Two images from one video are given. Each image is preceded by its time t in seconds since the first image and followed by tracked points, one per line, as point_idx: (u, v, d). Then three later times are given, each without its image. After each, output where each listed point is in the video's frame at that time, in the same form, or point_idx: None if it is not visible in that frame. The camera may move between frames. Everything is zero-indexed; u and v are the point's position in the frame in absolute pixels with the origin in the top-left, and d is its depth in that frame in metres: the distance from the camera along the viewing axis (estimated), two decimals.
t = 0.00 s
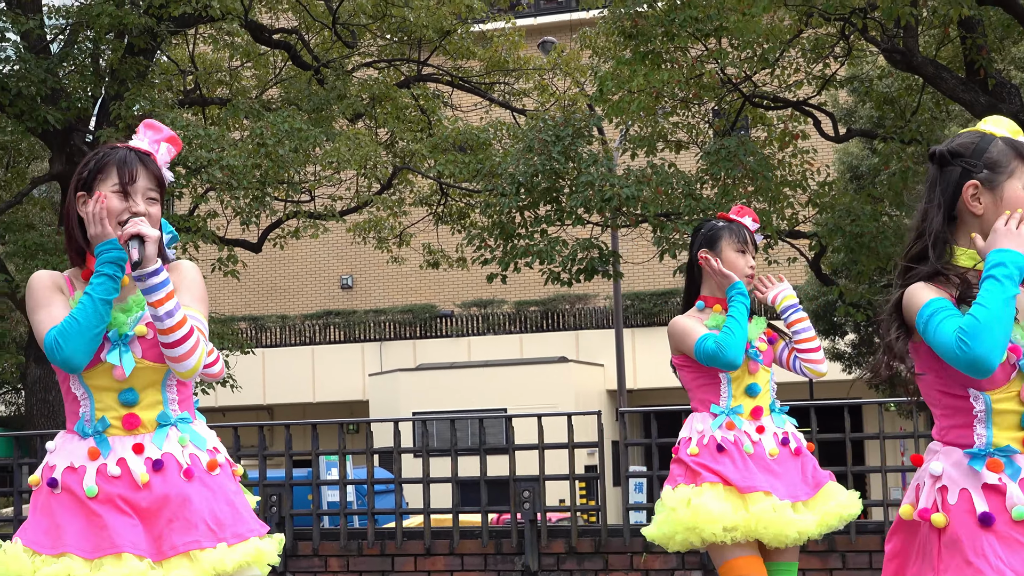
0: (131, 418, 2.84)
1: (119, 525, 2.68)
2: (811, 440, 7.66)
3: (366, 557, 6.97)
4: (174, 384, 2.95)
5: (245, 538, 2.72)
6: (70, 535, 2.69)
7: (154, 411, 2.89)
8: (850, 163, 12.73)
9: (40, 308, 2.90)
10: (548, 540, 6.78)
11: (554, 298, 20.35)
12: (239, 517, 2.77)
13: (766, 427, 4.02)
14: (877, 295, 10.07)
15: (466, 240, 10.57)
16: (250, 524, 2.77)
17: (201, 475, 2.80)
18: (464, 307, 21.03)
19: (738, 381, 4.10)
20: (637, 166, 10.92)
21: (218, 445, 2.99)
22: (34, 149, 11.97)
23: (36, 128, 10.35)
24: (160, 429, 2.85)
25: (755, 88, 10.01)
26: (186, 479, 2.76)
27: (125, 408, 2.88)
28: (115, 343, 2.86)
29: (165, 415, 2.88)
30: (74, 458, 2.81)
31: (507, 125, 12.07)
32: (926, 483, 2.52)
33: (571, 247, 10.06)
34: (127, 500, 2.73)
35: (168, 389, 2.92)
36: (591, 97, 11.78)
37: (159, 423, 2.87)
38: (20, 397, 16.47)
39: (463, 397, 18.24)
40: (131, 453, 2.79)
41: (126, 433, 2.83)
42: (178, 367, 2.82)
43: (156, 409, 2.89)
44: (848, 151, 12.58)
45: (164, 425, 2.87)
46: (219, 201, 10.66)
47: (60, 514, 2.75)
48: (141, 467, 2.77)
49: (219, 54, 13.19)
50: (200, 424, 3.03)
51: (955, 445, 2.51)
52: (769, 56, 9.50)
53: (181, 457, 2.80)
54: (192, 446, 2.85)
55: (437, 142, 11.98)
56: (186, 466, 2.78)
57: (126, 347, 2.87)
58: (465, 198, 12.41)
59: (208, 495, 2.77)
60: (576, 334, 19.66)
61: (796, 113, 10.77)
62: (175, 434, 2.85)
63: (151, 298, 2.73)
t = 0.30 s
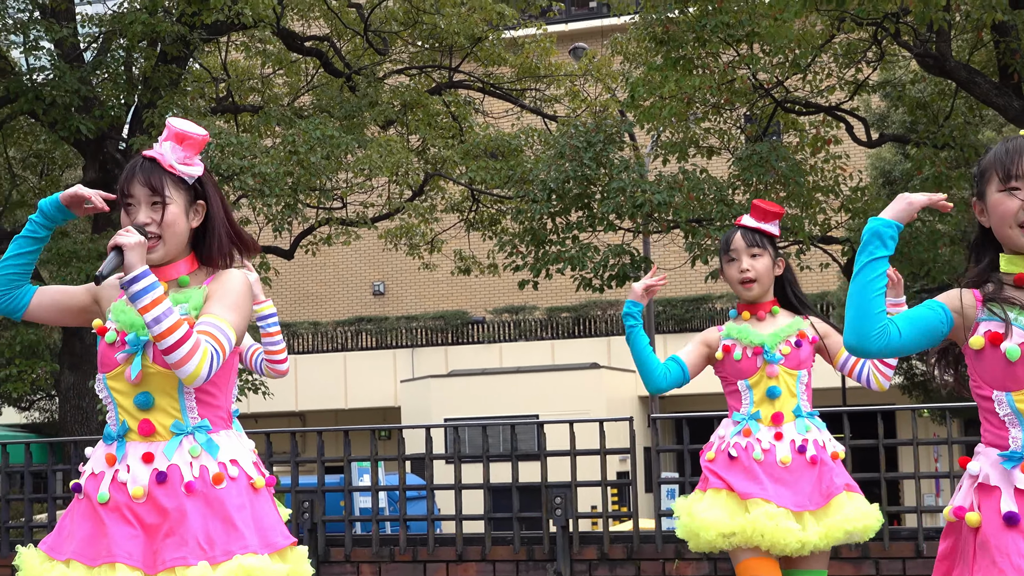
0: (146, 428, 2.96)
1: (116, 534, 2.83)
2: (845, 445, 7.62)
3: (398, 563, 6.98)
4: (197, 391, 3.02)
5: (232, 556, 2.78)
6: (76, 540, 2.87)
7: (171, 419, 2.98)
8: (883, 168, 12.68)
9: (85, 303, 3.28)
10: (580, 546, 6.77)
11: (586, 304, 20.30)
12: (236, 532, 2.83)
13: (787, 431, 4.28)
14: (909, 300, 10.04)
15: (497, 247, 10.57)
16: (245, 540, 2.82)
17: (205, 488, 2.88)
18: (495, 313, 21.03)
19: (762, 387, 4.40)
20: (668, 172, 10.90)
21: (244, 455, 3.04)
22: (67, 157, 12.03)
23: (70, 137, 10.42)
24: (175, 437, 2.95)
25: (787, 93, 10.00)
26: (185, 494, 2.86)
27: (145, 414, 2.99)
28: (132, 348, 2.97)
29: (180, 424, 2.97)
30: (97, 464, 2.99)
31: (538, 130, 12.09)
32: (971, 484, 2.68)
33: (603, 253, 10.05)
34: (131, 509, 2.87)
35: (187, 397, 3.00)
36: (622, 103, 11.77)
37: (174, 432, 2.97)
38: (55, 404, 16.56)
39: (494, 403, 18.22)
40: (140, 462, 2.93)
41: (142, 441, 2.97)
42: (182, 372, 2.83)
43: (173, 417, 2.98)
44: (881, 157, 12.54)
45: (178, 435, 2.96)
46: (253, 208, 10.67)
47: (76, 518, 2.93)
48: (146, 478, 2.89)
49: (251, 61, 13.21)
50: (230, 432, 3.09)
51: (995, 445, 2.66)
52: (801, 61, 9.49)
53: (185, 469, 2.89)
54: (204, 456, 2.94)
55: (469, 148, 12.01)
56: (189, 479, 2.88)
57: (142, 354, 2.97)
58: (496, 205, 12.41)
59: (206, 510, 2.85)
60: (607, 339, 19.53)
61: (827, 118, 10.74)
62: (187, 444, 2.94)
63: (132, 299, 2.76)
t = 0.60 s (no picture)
0: (181, 436, 3.02)
1: (151, 543, 2.85)
2: (873, 449, 7.60)
3: (425, 568, 7.00)
4: (234, 400, 3.09)
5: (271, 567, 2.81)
6: (105, 548, 2.89)
7: (206, 429, 3.04)
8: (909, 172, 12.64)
9: (101, 331, 3.25)
10: (606, 550, 6.77)
11: (612, 309, 20.25)
12: (273, 542, 2.86)
13: (790, 441, 4.39)
14: (936, 305, 9.99)
15: (523, 252, 10.58)
16: (282, 550, 2.85)
17: (238, 498, 2.92)
18: (521, 319, 21.02)
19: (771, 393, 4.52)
20: (694, 176, 10.88)
21: (275, 464, 3.09)
22: (95, 163, 12.09)
23: (97, 143, 10.47)
24: (207, 446, 3.01)
25: (813, 97, 9.98)
26: (221, 505, 2.90)
27: (179, 422, 3.05)
28: (173, 355, 3.05)
29: (213, 432, 3.04)
30: (127, 471, 3.01)
31: (564, 135, 12.08)
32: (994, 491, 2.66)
33: (629, 258, 10.04)
34: (164, 519, 2.90)
35: (225, 406, 3.07)
36: (647, 108, 11.76)
37: (208, 441, 3.03)
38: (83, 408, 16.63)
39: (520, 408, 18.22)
40: (174, 471, 2.97)
41: (175, 448, 3.02)
42: (265, 391, 2.98)
43: (208, 427, 3.04)
44: (907, 161, 12.50)
45: (211, 443, 3.02)
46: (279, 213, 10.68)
47: (104, 526, 2.95)
48: (182, 487, 2.93)
49: (276, 67, 13.24)
50: (261, 441, 3.16)
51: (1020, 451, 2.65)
52: (827, 65, 9.47)
53: (220, 480, 2.93)
54: (237, 467, 2.98)
55: (494, 154, 12.01)
56: (224, 489, 2.92)
57: (186, 362, 3.04)
58: (522, 210, 12.39)
59: (241, 520, 2.89)
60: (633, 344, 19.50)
61: (853, 122, 10.71)
62: (221, 454, 2.99)
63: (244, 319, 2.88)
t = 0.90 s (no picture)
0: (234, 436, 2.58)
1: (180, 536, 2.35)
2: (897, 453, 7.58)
3: (448, 573, 7.02)
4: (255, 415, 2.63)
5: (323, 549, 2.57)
6: (239, 550, 2.35)
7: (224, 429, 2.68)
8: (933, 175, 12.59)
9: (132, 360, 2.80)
10: (630, 555, 6.76)
11: (634, 313, 20.05)
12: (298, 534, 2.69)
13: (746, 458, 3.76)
14: (960, 309, 9.95)
15: (545, 256, 10.58)
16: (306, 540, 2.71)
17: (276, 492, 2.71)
18: (544, 323, 21.00)
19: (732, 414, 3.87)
20: (717, 180, 10.86)
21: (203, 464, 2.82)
22: (120, 168, 12.15)
23: (121, 147, 10.51)
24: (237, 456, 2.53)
25: (836, 101, 9.94)
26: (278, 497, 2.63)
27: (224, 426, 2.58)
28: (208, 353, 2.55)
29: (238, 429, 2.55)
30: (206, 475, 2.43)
31: (586, 139, 12.09)
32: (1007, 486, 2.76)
33: (652, 262, 10.03)
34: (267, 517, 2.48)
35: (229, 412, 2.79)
36: (670, 112, 11.76)
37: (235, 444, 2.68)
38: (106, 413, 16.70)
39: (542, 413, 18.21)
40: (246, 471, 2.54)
41: (228, 459, 2.53)
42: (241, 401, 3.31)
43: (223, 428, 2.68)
44: (931, 164, 12.46)
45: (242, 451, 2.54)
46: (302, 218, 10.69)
47: (95, 539, 2.40)
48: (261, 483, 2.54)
49: (300, 73, 13.29)
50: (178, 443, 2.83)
51: None
52: (850, 69, 9.44)
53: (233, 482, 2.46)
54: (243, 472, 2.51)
55: (516, 158, 12.02)
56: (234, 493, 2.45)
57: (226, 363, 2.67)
58: (545, 214, 12.42)
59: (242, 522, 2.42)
60: (656, 347, 19.72)
61: (877, 126, 10.67)
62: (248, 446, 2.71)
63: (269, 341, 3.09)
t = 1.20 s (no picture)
0: (190, 443, 2.91)
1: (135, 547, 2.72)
2: (917, 455, 7.57)
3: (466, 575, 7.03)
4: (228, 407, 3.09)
5: (260, 572, 2.73)
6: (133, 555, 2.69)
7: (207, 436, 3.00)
8: (953, 178, 12.56)
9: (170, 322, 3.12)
10: (648, 558, 6.76)
11: (653, 316, 20.14)
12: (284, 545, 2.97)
13: (733, 466, 4.05)
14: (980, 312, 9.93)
15: (564, 259, 10.59)
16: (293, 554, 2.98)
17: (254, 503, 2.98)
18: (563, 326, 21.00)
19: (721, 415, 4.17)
20: (737, 183, 10.86)
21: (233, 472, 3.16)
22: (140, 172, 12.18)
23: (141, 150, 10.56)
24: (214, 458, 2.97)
25: (855, 103, 9.94)
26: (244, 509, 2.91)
27: (185, 431, 2.94)
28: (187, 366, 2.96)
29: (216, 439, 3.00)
30: (138, 478, 2.81)
31: (605, 143, 12.09)
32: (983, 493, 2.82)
33: (670, 265, 10.04)
34: (196, 523, 2.78)
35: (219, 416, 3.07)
36: (689, 114, 11.75)
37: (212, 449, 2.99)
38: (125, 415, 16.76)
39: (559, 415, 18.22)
40: (195, 479, 2.86)
41: (184, 456, 2.91)
42: (244, 400, 3.23)
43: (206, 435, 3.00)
44: (951, 167, 12.44)
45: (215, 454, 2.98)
46: (322, 220, 10.71)
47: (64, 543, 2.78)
48: (209, 492, 2.85)
49: (319, 77, 13.31)
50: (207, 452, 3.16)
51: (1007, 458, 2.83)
52: (869, 71, 9.43)
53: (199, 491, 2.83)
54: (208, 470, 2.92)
55: (535, 161, 12.02)
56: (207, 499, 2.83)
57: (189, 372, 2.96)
58: (564, 217, 12.41)
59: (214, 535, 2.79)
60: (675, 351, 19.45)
61: (896, 129, 10.65)
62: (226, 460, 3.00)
63: (235, 338, 3.16)
